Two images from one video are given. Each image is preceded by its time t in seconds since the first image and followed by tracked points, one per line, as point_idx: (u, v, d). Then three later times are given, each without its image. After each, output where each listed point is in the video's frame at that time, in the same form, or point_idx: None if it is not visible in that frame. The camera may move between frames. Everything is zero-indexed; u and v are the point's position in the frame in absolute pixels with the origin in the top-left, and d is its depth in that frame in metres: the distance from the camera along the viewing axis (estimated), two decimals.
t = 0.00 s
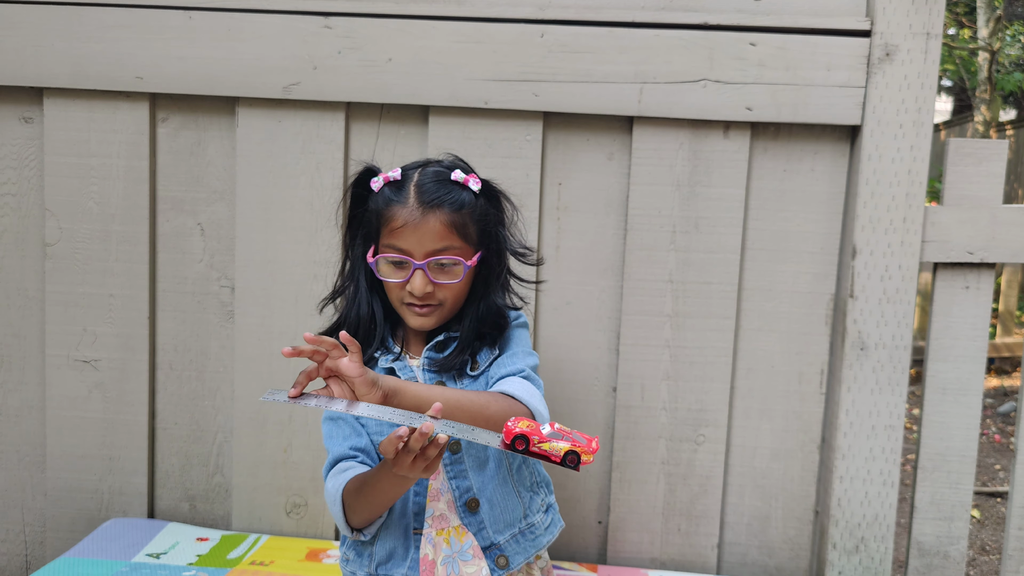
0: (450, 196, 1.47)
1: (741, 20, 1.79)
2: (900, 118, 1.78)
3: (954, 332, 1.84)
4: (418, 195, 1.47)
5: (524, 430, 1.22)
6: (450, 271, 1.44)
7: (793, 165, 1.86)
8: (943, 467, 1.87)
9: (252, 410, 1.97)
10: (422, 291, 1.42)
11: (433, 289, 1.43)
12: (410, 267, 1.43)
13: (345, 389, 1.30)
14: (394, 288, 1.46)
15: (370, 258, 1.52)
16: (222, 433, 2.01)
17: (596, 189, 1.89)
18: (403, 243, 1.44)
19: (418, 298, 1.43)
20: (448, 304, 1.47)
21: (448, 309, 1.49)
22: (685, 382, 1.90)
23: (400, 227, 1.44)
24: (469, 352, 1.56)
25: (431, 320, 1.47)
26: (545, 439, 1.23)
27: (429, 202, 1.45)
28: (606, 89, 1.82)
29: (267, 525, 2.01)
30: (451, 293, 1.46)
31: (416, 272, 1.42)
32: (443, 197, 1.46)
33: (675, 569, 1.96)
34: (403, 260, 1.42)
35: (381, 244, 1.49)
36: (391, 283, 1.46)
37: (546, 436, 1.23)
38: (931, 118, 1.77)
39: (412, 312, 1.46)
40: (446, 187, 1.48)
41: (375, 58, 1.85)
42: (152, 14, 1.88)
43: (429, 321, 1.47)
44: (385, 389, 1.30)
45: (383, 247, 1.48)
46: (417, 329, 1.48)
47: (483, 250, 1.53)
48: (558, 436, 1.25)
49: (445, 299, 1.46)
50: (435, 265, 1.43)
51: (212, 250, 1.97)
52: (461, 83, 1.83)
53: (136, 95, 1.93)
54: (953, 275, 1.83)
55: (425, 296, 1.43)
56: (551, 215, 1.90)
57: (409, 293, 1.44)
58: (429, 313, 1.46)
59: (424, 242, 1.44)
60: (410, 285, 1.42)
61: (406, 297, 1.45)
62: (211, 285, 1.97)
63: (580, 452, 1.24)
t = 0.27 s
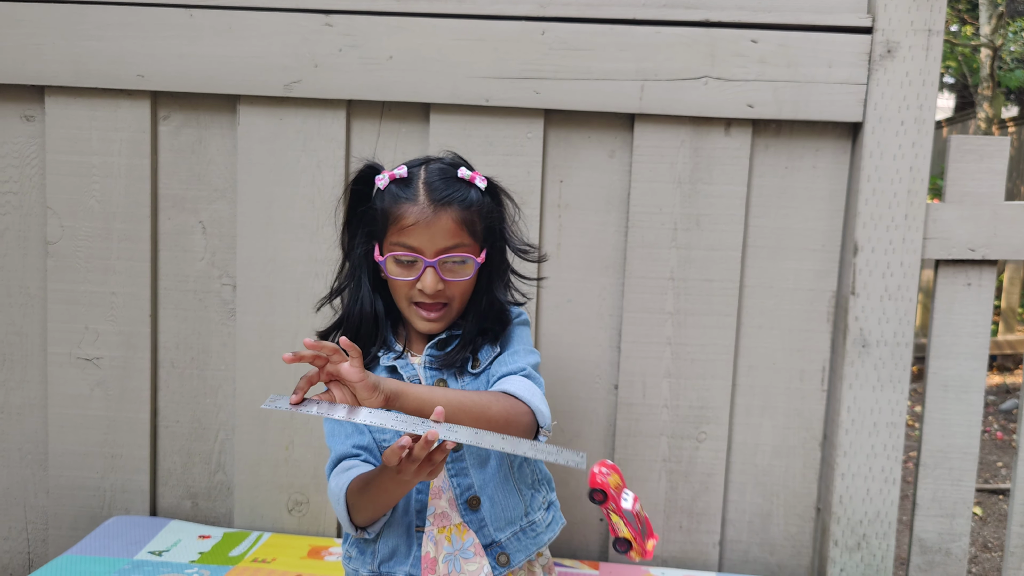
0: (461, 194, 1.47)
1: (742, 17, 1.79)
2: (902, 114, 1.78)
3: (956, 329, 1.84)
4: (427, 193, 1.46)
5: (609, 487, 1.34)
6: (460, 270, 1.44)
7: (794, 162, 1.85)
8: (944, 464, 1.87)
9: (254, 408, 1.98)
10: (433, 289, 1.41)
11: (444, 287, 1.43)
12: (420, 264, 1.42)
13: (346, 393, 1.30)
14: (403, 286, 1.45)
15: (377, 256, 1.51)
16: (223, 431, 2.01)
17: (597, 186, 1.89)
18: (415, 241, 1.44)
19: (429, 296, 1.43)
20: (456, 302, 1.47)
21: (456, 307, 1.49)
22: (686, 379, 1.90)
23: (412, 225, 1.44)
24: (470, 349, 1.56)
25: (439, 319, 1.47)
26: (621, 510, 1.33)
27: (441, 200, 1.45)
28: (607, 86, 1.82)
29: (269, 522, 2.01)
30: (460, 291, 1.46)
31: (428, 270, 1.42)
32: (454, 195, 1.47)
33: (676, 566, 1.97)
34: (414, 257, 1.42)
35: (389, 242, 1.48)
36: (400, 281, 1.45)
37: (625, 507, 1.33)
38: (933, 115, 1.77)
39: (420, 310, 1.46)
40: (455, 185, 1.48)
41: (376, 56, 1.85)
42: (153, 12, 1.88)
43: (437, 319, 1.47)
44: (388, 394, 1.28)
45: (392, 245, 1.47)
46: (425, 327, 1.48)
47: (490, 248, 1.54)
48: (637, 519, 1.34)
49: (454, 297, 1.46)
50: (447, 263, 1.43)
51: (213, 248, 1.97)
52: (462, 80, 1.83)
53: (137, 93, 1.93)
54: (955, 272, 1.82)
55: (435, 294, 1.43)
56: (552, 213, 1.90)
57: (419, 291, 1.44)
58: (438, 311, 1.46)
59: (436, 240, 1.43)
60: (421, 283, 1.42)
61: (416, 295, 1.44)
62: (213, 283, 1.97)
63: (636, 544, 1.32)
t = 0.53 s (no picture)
0: (477, 197, 1.47)
1: (743, 14, 1.79)
2: (904, 111, 1.78)
3: (958, 325, 1.83)
4: (443, 197, 1.45)
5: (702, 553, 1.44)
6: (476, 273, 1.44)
7: (796, 159, 1.85)
8: (946, 461, 1.87)
9: (256, 406, 1.98)
10: (451, 294, 1.41)
11: (460, 290, 1.43)
12: (438, 270, 1.42)
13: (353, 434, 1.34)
14: (417, 288, 1.45)
15: (388, 257, 1.49)
16: (226, 428, 2.02)
17: (599, 183, 1.89)
18: (432, 245, 1.43)
19: (445, 299, 1.43)
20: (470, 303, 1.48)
21: (466, 306, 1.50)
22: (688, 376, 1.90)
23: (430, 229, 1.43)
24: (474, 346, 1.56)
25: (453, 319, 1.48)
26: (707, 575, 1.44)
27: (458, 204, 1.44)
28: (608, 83, 1.81)
29: (272, 520, 2.02)
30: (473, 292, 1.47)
31: (445, 273, 1.41)
32: (470, 199, 1.46)
33: (679, 563, 1.97)
34: (431, 263, 1.41)
35: (403, 246, 1.47)
36: (416, 285, 1.44)
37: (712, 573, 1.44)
38: (935, 111, 1.76)
39: (434, 311, 1.46)
40: (469, 188, 1.47)
41: (377, 54, 1.84)
42: (155, 10, 1.88)
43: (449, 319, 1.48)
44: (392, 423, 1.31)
45: (406, 247, 1.46)
46: (436, 326, 1.49)
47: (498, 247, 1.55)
48: None
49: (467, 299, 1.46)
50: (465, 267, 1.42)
51: (215, 246, 1.97)
52: (463, 77, 1.83)
53: (139, 91, 1.93)
54: (957, 268, 1.82)
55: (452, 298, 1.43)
56: (554, 210, 1.90)
57: (436, 295, 1.44)
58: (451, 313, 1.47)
59: (453, 244, 1.43)
60: (438, 287, 1.41)
61: (432, 299, 1.45)
62: (215, 281, 1.98)
63: None
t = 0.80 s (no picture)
0: (485, 205, 1.45)
1: (744, 12, 1.79)
2: (905, 109, 1.77)
3: (960, 323, 1.83)
4: (453, 204, 1.43)
5: None
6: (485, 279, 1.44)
7: (797, 157, 1.85)
8: (948, 459, 1.87)
9: (258, 404, 1.98)
10: (461, 300, 1.41)
11: (469, 296, 1.43)
12: (447, 278, 1.41)
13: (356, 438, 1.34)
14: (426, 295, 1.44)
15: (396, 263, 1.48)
16: (227, 427, 2.02)
17: (600, 181, 1.89)
18: (441, 254, 1.42)
19: (454, 306, 1.43)
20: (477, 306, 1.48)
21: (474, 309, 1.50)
22: (689, 374, 1.90)
23: (439, 239, 1.42)
24: (478, 348, 1.57)
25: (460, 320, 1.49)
26: None
27: (467, 212, 1.43)
28: (609, 81, 1.81)
29: (273, 518, 2.02)
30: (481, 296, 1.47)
31: (454, 282, 1.41)
32: (479, 206, 1.44)
33: (680, 561, 1.97)
34: (442, 272, 1.40)
35: (412, 252, 1.45)
36: (424, 292, 1.44)
37: None
38: (936, 109, 1.76)
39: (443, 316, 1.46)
40: (478, 194, 1.46)
41: (378, 52, 1.84)
42: (155, 8, 1.88)
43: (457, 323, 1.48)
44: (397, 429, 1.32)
45: (415, 254, 1.45)
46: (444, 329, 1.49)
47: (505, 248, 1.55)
48: None
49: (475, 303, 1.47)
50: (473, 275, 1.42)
51: (216, 244, 1.97)
52: (464, 75, 1.83)
53: (140, 89, 1.93)
54: (958, 266, 1.82)
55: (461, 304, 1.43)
56: (555, 208, 1.90)
57: (445, 301, 1.43)
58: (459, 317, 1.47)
59: (463, 253, 1.42)
60: (447, 295, 1.41)
61: (441, 305, 1.44)
62: (216, 280, 1.98)
63: None
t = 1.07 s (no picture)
0: (494, 204, 1.46)
1: (744, 11, 1.79)
2: (905, 109, 1.77)
3: (959, 323, 1.83)
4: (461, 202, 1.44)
5: None
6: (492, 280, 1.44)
7: (797, 157, 1.85)
8: (947, 459, 1.87)
9: (258, 404, 1.98)
10: (467, 299, 1.41)
11: (476, 296, 1.43)
12: (454, 276, 1.41)
13: (400, 436, 1.30)
14: (433, 294, 1.44)
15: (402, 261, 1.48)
16: (227, 426, 2.02)
17: (600, 181, 1.89)
18: (449, 252, 1.42)
19: (461, 305, 1.43)
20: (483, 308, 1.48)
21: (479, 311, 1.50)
22: (689, 374, 1.90)
23: (447, 236, 1.42)
24: (491, 362, 1.58)
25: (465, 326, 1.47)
26: None
27: (476, 210, 1.43)
28: (609, 81, 1.81)
29: (273, 518, 2.02)
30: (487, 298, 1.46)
31: (462, 281, 1.41)
32: (488, 204, 1.45)
33: (679, 561, 1.97)
34: (450, 270, 1.40)
35: (419, 251, 1.45)
36: (430, 291, 1.43)
37: None
38: (936, 109, 1.76)
39: (448, 316, 1.45)
40: (485, 193, 1.47)
41: (378, 52, 1.84)
42: (155, 8, 1.88)
43: (463, 324, 1.47)
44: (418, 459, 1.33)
45: (422, 252, 1.45)
46: (449, 331, 1.48)
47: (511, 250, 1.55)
48: None
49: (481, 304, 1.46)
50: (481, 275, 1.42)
51: (216, 244, 1.97)
52: (464, 75, 1.83)
53: (140, 89, 1.93)
54: (958, 266, 1.82)
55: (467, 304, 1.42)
56: (554, 208, 1.90)
57: (451, 300, 1.43)
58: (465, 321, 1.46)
59: (471, 251, 1.42)
60: (454, 294, 1.41)
61: (446, 304, 1.44)
62: (216, 279, 1.98)
63: None
